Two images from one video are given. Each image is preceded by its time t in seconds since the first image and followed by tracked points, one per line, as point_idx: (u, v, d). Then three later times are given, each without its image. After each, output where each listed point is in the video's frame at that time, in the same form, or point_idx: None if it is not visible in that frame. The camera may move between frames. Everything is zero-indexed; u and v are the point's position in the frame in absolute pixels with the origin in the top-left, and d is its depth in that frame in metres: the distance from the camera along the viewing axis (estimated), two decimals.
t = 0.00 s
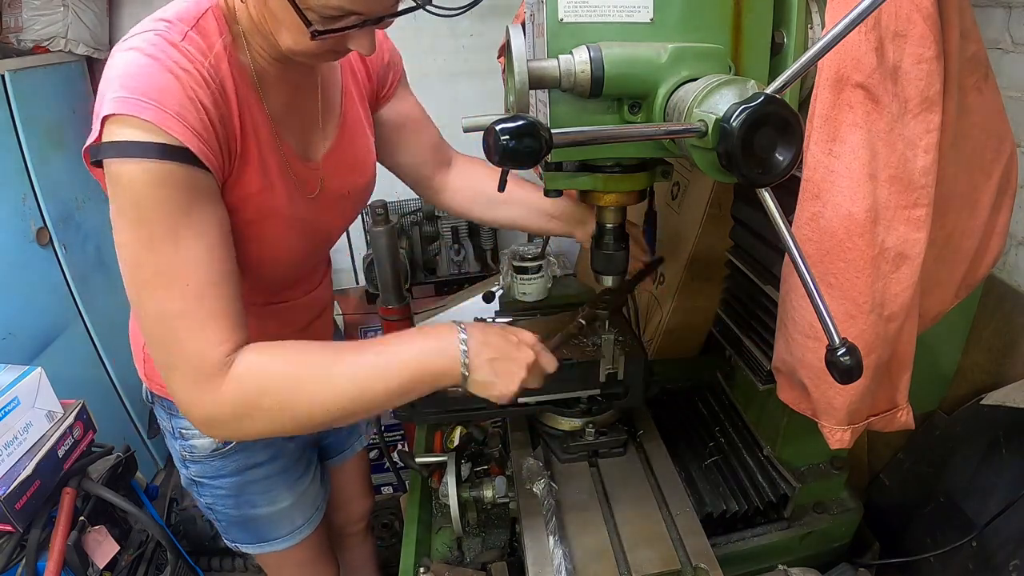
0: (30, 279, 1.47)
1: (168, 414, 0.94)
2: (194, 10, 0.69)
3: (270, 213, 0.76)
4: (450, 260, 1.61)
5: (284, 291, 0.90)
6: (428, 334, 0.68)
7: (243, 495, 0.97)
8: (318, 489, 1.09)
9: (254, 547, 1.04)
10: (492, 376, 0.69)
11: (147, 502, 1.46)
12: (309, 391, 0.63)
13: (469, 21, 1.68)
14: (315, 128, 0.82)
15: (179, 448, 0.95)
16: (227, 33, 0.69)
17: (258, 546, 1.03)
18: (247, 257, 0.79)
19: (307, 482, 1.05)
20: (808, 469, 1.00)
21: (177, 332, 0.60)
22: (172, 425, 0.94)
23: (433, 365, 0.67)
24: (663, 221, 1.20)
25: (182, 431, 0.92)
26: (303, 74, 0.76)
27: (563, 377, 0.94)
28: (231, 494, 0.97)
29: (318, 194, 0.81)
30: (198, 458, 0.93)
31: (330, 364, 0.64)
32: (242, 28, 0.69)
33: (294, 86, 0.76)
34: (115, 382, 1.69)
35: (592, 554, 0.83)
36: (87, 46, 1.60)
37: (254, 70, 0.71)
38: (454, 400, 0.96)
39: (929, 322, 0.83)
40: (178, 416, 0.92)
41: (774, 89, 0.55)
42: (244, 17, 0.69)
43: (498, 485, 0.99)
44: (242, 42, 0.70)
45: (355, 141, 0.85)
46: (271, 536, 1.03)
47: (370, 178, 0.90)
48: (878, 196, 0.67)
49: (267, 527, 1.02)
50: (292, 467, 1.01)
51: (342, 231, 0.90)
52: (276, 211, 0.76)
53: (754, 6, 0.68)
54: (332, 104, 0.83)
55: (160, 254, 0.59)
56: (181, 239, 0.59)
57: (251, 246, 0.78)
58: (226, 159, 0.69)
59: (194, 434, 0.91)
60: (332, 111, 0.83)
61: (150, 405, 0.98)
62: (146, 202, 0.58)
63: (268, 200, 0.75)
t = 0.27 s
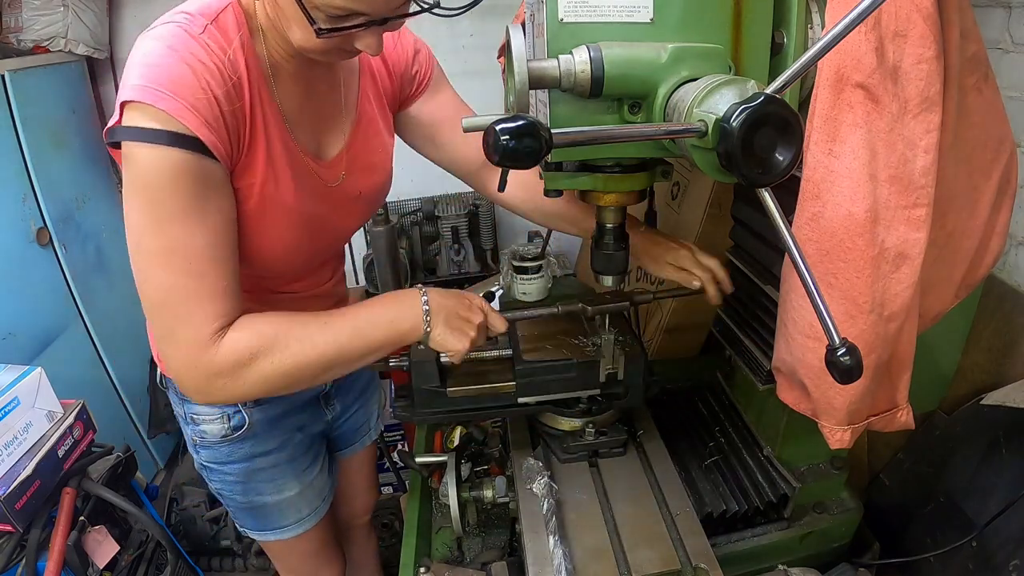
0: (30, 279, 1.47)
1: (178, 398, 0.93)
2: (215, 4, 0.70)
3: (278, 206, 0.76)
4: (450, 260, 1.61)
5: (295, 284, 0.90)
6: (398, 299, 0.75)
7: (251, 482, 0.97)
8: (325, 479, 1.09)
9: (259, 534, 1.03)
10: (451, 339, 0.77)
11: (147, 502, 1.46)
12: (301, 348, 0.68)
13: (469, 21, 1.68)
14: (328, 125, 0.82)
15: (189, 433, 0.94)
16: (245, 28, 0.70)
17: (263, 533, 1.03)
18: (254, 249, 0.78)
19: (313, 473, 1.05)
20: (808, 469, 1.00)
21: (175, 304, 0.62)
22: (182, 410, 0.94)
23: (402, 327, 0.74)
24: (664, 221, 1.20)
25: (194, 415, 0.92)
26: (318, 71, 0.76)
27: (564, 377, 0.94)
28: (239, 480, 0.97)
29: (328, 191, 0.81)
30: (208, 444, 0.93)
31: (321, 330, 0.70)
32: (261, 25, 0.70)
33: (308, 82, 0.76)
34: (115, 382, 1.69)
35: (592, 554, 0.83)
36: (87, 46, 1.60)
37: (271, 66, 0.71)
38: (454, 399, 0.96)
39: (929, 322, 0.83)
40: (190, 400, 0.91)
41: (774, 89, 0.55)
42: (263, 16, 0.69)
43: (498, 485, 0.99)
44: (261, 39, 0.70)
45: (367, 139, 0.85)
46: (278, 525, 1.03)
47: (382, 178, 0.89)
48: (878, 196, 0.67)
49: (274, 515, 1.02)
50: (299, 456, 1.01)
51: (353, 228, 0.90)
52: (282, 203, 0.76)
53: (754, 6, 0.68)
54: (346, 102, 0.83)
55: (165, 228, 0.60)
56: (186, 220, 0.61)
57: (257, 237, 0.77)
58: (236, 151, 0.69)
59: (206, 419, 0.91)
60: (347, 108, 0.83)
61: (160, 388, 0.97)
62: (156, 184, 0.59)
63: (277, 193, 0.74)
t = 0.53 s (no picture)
0: (30, 279, 1.47)
1: (176, 418, 0.93)
2: None
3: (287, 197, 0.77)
4: (450, 260, 1.61)
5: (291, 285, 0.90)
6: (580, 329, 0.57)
7: (257, 497, 0.97)
8: (328, 487, 1.09)
9: (268, 549, 1.03)
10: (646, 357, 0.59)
11: (147, 502, 1.46)
12: (399, 353, 0.51)
13: (469, 21, 1.68)
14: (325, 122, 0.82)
15: (188, 453, 0.94)
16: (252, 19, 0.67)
17: (273, 547, 1.03)
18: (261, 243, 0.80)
19: (317, 480, 1.05)
20: (808, 469, 1.00)
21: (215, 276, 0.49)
22: (180, 430, 0.93)
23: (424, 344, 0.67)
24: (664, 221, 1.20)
25: (193, 434, 0.92)
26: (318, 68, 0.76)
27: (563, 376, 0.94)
28: (245, 496, 0.97)
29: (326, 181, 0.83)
30: (210, 461, 0.93)
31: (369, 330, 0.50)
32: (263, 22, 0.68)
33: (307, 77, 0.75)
34: (115, 382, 1.69)
35: (592, 554, 0.83)
36: (87, 46, 1.60)
37: (273, 62, 0.70)
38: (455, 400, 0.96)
39: (928, 322, 0.83)
40: (188, 419, 0.91)
41: (774, 89, 0.55)
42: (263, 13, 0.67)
43: (498, 485, 0.99)
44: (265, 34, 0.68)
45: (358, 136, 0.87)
46: (285, 537, 1.03)
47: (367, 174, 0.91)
48: (878, 196, 0.67)
49: (280, 526, 1.02)
50: (303, 466, 1.02)
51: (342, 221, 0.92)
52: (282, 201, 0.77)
53: (754, 6, 0.68)
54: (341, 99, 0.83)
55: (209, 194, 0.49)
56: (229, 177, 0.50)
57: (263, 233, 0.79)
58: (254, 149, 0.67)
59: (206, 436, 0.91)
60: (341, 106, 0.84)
61: (155, 410, 0.97)
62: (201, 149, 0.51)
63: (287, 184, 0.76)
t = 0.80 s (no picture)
0: (30, 279, 1.47)
1: (176, 398, 0.94)
2: (225, 10, 0.69)
3: (288, 216, 0.76)
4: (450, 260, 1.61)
5: (295, 289, 0.90)
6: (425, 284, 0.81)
7: (246, 484, 0.98)
8: (320, 481, 1.09)
9: (254, 535, 1.04)
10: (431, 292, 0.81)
11: (146, 502, 1.46)
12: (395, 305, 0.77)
13: (469, 21, 1.68)
14: (333, 132, 0.82)
15: (184, 434, 0.95)
16: (255, 35, 0.69)
17: (258, 534, 1.03)
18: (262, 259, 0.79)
19: (309, 475, 1.05)
20: (808, 469, 1.00)
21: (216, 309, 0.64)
22: (179, 411, 0.94)
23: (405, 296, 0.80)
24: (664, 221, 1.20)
25: (189, 417, 0.92)
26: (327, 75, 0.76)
27: (564, 377, 0.94)
28: (234, 482, 0.97)
29: (335, 200, 0.81)
30: (204, 445, 0.94)
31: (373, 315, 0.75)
32: (269, 30, 0.69)
33: (314, 89, 0.76)
34: (115, 382, 1.69)
35: (592, 554, 0.83)
36: (87, 46, 1.60)
37: (279, 73, 0.71)
38: (454, 399, 0.96)
39: (929, 322, 0.83)
40: (186, 401, 0.92)
41: (774, 89, 0.55)
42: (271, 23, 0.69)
43: (498, 485, 0.99)
44: (272, 44, 0.70)
45: (375, 147, 0.86)
46: (272, 526, 1.03)
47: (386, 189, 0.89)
48: (878, 196, 0.67)
49: (268, 516, 1.02)
50: (295, 459, 1.01)
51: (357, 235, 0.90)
52: (291, 215, 0.76)
53: (754, 6, 0.68)
54: (352, 108, 0.83)
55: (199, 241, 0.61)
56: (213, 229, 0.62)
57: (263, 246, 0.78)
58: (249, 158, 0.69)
59: (201, 420, 0.92)
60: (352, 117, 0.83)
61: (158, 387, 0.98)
62: (178, 195, 0.59)
63: (288, 201, 0.74)
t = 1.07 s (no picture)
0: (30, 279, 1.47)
1: (181, 419, 0.93)
2: (221, 5, 0.67)
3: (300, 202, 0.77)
4: (450, 260, 1.61)
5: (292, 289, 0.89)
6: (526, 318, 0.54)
7: (261, 498, 0.97)
8: (331, 487, 1.10)
9: (270, 549, 1.03)
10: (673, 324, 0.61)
11: (147, 502, 1.46)
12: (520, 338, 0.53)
13: (469, 21, 1.68)
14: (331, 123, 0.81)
15: (192, 454, 0.94)
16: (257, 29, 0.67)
17: (274, 548, 1.03)
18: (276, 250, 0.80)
19: (320, 481, 1.06)
20: (808, 469, 1.00)
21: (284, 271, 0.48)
22: (184, 431, 0.93)
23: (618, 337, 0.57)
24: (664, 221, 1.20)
25: (198, 435, 0.91)
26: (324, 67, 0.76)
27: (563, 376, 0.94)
28: (248, 497, 0.96)
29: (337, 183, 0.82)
30: (215, 463, 0.93)
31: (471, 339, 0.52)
32: (264, 21, 0.68)
33: (313, 80, 0.76)
34: (115, 382, 1.69)
35: (592, 555, 0.83)
36: (87, 46, 1.60)
37: (280, 63, 0.70)
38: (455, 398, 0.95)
39: (929, 323, 0.83)
40: (193, 419, 0.91)
41: (774, 89, 0.55)
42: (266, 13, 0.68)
43: (498, 485, 0.99)
44: (268, 34, 0.69)
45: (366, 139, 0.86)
46: (289, 537, 1.03)
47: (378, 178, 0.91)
48: (878, 196, 0.67)
49: (285, 527, 1.02)
50: (306, 467, 1.02)
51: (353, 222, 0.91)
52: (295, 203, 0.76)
53: (754, 6, 0.68)
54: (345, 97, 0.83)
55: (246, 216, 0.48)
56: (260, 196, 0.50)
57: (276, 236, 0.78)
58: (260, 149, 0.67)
59: (211, 437, 0.91)
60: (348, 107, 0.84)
61: (159, 410, 0.96)
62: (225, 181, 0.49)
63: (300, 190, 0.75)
